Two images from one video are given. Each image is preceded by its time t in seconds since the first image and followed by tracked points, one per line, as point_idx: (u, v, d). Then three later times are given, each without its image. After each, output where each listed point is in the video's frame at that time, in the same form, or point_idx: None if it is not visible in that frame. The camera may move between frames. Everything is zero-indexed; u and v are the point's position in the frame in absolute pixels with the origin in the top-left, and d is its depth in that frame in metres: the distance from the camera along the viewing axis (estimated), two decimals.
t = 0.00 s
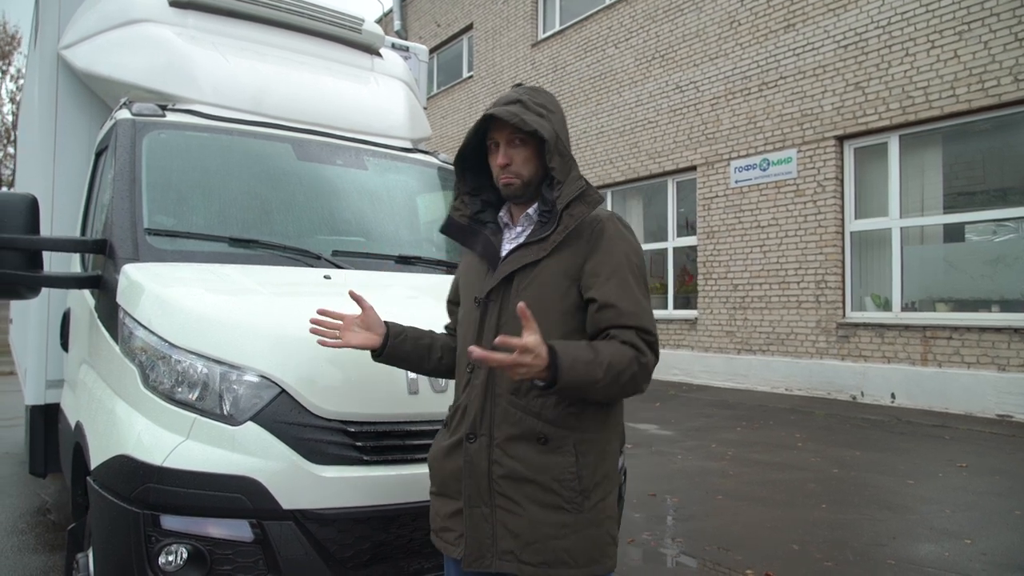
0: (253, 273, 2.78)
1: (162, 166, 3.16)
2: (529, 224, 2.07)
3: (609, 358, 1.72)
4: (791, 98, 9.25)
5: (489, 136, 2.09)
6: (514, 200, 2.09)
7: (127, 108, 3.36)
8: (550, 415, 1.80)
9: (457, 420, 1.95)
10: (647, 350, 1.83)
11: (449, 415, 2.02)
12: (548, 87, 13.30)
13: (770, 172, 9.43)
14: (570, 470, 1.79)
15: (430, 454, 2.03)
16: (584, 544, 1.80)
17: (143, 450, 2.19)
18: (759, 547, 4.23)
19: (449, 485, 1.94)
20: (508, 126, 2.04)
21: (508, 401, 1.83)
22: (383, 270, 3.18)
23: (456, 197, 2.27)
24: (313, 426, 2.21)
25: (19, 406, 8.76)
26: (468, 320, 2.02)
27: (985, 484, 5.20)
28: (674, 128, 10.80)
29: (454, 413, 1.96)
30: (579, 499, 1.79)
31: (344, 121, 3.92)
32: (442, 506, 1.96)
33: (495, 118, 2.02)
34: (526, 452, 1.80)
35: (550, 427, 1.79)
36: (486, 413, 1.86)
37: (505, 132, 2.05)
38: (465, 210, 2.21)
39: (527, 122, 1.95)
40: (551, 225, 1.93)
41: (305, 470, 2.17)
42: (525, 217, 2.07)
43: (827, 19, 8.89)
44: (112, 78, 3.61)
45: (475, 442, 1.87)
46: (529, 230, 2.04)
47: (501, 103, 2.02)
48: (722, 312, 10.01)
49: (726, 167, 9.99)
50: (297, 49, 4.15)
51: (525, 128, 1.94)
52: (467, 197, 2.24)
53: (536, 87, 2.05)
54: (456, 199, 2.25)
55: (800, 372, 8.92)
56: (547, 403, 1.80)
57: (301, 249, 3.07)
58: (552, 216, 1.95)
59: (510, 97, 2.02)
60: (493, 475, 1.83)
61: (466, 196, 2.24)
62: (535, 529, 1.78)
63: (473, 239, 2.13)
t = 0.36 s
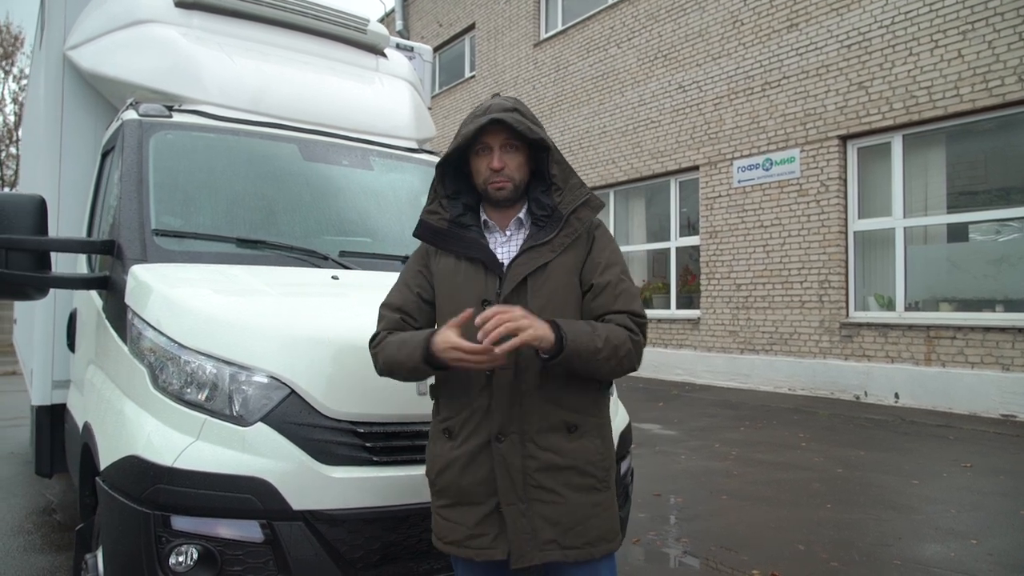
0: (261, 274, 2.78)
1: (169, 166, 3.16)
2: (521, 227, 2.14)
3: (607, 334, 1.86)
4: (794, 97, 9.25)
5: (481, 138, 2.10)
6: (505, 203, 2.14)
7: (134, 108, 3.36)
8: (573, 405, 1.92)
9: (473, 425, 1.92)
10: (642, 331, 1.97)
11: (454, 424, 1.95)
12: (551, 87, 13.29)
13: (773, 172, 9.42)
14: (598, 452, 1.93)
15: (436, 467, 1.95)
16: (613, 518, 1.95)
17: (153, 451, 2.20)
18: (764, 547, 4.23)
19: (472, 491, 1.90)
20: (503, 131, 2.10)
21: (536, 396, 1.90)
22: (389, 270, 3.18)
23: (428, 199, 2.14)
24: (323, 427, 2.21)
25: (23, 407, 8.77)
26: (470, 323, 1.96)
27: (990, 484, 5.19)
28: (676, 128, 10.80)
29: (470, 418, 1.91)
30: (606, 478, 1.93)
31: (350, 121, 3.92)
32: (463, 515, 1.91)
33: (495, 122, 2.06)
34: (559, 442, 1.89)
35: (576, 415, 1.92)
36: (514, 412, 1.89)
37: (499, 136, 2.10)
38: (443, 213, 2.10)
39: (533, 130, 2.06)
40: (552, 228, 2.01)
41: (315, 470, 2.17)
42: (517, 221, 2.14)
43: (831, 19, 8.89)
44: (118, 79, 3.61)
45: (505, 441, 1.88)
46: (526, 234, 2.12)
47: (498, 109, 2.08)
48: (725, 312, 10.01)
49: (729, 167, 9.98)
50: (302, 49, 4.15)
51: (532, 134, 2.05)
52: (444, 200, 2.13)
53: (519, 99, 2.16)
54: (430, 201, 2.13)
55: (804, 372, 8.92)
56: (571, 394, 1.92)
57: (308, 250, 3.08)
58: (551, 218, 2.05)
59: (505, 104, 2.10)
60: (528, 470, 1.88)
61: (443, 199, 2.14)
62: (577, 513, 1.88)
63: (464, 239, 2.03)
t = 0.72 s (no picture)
0: (267, 273, 2.78)
1: (175, 165, 3.15)
2: (521, 225, 2.18)
3: (613, 340, 1.95)
4: (797, 96, 9.23)
5: (483, 138, 2.09)
6: (504, 204, 2.16)
7: (138, 107, 3.36)
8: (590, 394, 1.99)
9: (497, 423, 1.92)
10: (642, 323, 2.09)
11: (475, 424, 1.94)
12: (553, 85, 13.28)
13: (776, 170, 9.41)
14: (616, 437, 2.01)
15: (459, 471, 1.92)
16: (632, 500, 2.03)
17: (160, 450, 2.19)
18: (769, 547, 4.22)
19: (500, 490, 1.89)
20: (503, 132, 2.11)
21: (557, 390, 1.96)
22: (395, 268, 3.18)
23: (425, 201, 2.10)
24: (331, 426, 2.20)
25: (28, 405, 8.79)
26: (486, 323, 1.97)
27: (994, 484, 5.18)
28: (679, 126, 10.78)
29: (495, 417, 1.92)
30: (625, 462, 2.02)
31: (354, 120, 3.92)
32: (493, 514, 1.90)
33: (499, 124, 2.06)
34: (582, 430, 1.96)
35: (593, 404, 1.99)
36: (538, 406, 1.93)
37: (500, 137, 2.10)
38: (444, 216, 2.08)
39: (537, 130, 2.10)
40: (555, 225, 2.08)
41: (323, 469, 2.16)
42: (517, 219, 2.17)
43: (834, 17, 8.87)
44: (122, 78, 3.61)
45: (532, 435, 1.91)
46: (528, 232, 2.16)
47: (500, 110, 2.07)
48: (728, 310, 10.01)
49: (731, 165, 9.97)
50: (307, 48, 4.14)
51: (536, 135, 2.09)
52: (442, 202, 2.11)
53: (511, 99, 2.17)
54: (427, 204, 2.09)
55: (806, 370, 8.91)
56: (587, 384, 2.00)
57: (314, 248, 3.07)
58: (554, 213, 2.12)
59: (505, 105, 2.10)
60: (556, 460, 1.92)
61: (441, 202, 2.11)
62: (606, 499, 1.94)
63: (470, 242, 2.02)
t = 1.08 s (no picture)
0: (271, 273, 2.76)
1: (177, 164, 3.14)
2: (548, 225, 2.14)
3: (624, 347, 1.87)
4: (800, 94, 9.20)
5: (509, 134, 2.12)
6: (532, 201, 2.14)
7: (141, 105, 3.34)
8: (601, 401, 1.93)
9: (504, 422, 1.94)
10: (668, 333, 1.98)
11: (484, 420, 1.97)
12: (554, 84, 13.25)
13: (778, 169, 9.39)
14: (626, 449, 1.93)
15: (467, 464, 1.97)
16: (641, 515, 1.94)
17: (165, 451, 2.18)
18: (774, 547, 4.20)
19: (500, 489, 1.91)
20: (531, 129, 2.12)
21: (566, 394, 1.92)
22: (398, 268, 3.17)
23: (457, 197, 2.17)
24: (336, 427, 2.19)
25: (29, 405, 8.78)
26: (502, 322, 1.98)
27: (999, 483, 5.16)
28: (681, 125, 10.76)
29: (502, 415, 1.94)
30: (635, 476, 1.93)
31: (358, 118, 3.90)
32: (492, 512, 1.92)
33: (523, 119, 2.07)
34: (586, 438, 1.90)
35: (604, 412, 1.93)
36: (544, 408, 1.91)
37: (527, 134, 2.12)
38: (471, 211, 2.12)
39: (563, 127, 2.08)
40: (581, 225, 2.03)
41: (328, 470, 2.15)
42: (544, 218, 2.14)
43: (837, 15, 8.84)
44: (124, 77, 3.59)
45: (535, 438, 1.90)
46: (554, 232, 2.12)
47: (526, 106, 2.09)
48: (730, 309, 9.99)
49: (734, 164, 9.94)
50: (309, 46, 4.12)
51: (561, 131, 2.07)
52: (472, 198, 2.16)
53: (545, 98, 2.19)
54: (458, 199, 2.15)
55: (809, 369, 8.88)
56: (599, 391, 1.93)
57: (318, 248, 3.06)
58: (579, 215, 2.06)
59: (534, 103, 2.12)
60: (557, 467, 1.89)
61: (472, 198, 2.16)
62: (606, 510, 1.88)
63: (493, 239, 2.05)
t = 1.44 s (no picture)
0: (272, 274, 2.74)
1: (178, 164, 3.12)
2: (592, 221, 2.12)
3: (667, 345, 1.82)
4: (801, 93, 9.19)
5: (568, 119, 2.12)
6: (581, 192, 2.13)
7: (142, 105, 3.33)
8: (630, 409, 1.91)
9: (531, 419, 1.94)
10: (728, 324, 1.88)
11: (512, 414, 1.98)
12: (555, 84, 13.24)
13: (779, 169, 9.37)
14: (652, 459, 1.90)
15: (493, 455, 1.99)
16: (663, 526, 1.92)
17: (165, 454, 2.16)
18: (776, 547, 4.19)
19: (523, 483, 1.92)
20: (591, 117, 2.11)
21: (599, 396, 1.90)
22: (400, 268, 3.16)
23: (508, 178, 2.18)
24: (337, 429, 2.17)
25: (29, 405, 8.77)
26: (538, 318, 1.99)
27: (1001, 483, 5.15)
28: (682, 124, 10.74)
29: (530, 410, 1.94)
30: (659, 487, 1.90)
31: (359, 119, 3.88)
32: (513, 504, 1.94)
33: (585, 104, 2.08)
34: (613, 446, 1.88)
35: (633, 420, 1.90)
36: (573, 410, 1.90)
37: (587, 121, 2.11)
38: (519, 195, 2.13)
39: (623, 118, 2.07)
40: (623, 224, 1.99)
41: (329, 472, 2.14)
42: (589, 213, 2.12)
43: (838, 15, 8.82)
44: (125, 76, 3.58)
45: (560, 440, 1.89)
46: (596, 229, 2.10)
47: (590, 93, 2.10)
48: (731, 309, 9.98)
49: (734, 164, 9.93)
50: (310, 46, 4.11)
51: (621, 122, 2.06)
52: (523, 180, 2.16)
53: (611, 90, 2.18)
54: (509, 179, 2.16)
55: (810, 369, 8.87)
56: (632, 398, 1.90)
57: (319, 248, 3.04)
58: (622, 216, 2.01)
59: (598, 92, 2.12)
60: (580, 470, 1.88)
61: (522, 180, 2.17)
62: (626, 518, 1.86)
63: (535, 226, 2.05)
